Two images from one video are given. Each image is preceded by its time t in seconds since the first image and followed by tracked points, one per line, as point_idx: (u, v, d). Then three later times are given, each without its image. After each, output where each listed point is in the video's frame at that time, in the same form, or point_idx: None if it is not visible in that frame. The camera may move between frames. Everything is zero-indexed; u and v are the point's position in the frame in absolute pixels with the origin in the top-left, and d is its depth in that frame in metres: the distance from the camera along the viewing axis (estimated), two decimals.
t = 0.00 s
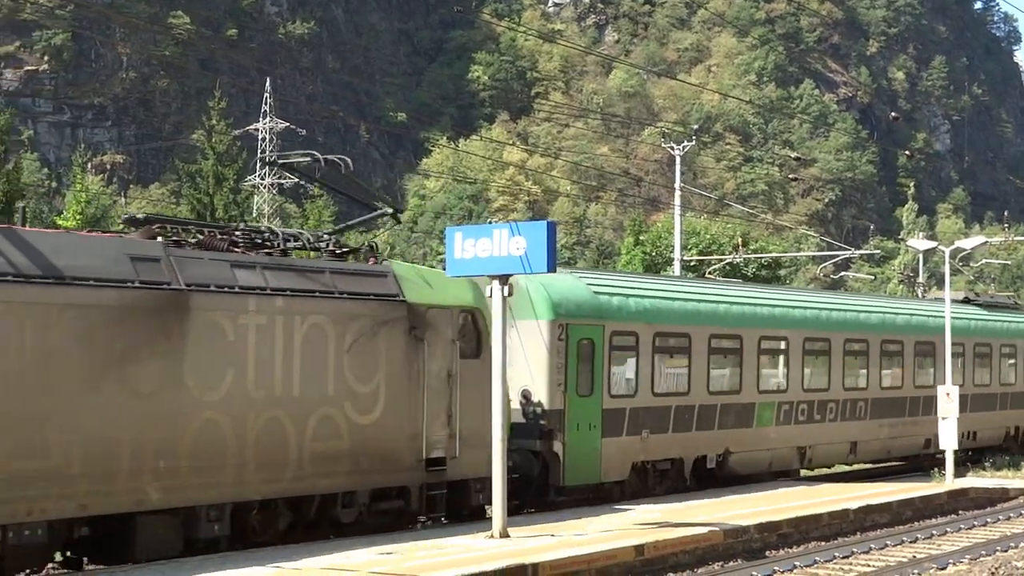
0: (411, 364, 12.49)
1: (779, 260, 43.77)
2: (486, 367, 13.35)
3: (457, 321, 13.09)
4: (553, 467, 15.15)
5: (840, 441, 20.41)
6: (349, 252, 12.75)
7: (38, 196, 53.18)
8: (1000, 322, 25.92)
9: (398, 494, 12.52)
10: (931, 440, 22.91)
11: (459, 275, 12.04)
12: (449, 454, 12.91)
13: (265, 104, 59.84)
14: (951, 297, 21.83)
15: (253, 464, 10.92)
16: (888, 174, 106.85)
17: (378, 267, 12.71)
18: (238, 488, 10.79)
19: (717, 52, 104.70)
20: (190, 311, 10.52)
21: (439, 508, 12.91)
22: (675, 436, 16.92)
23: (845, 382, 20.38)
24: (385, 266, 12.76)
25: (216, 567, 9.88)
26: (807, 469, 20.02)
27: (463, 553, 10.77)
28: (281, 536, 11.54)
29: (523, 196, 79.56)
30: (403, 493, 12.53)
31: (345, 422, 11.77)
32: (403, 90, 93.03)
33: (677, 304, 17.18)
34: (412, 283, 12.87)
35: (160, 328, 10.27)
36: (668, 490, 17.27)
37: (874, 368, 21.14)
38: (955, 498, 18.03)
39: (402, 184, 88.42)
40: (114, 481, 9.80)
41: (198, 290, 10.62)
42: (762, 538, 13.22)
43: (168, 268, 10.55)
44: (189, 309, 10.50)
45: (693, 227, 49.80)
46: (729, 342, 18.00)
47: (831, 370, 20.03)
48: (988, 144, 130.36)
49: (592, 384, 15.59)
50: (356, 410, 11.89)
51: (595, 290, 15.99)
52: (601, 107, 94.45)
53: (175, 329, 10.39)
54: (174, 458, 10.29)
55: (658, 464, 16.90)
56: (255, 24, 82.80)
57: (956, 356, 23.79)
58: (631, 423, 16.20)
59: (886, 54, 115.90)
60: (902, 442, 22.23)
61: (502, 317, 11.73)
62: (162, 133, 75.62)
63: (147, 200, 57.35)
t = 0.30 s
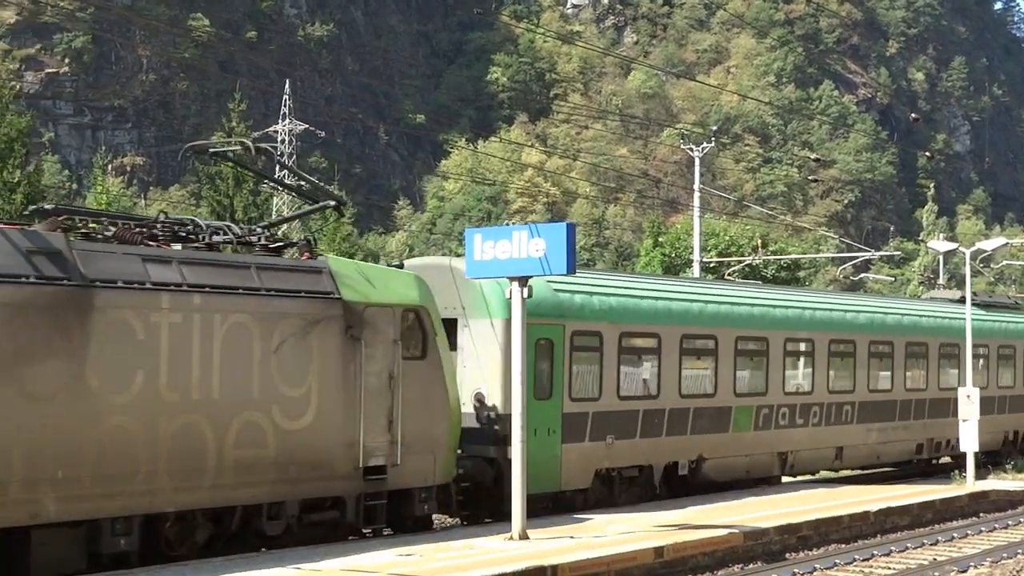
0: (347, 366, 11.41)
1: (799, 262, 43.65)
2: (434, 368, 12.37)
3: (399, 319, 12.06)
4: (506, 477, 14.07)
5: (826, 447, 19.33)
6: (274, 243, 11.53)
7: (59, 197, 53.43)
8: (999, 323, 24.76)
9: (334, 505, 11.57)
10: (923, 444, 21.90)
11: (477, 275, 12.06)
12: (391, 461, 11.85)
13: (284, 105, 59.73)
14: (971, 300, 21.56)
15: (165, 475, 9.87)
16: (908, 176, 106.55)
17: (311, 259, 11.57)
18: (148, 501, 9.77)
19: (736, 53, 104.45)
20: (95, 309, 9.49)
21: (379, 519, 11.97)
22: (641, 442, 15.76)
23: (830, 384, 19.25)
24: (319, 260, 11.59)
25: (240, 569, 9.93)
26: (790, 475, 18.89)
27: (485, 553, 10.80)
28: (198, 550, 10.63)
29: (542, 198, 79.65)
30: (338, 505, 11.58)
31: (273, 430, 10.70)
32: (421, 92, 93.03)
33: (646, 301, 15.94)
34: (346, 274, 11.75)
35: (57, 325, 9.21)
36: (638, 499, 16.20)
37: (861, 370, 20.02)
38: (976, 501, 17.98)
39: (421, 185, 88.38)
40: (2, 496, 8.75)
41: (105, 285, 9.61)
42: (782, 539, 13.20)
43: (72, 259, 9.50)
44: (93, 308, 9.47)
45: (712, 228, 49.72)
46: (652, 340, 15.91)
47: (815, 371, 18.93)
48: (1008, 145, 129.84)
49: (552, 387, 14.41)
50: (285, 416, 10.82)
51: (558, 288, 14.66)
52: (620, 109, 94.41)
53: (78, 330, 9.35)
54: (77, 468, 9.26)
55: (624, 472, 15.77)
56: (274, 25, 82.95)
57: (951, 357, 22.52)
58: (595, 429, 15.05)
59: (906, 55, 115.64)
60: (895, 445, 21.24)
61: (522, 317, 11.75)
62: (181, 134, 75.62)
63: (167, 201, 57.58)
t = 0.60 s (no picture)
0: (281, 368, 11.03)
1: (818, 264, 43.57)
2: (381, 372, 11.96)
3: (343, 320, 11.65)
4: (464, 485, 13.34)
5: (814, 452, 18.54)
6: (210, 238, 11.22)
7: (81, 199, 53.54)
8: (1004, 324, 23.64)
9: (269, 515, 11.14)
10: (918, 450, 21.03)
11: (498, 278, 12.06)
12: (333, 469, 11.47)
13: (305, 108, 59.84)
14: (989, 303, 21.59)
15: (78, 483, 9.52)
16: (928, 177, 106.26)
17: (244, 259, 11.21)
18: (59, 507, 9.40)
19: (756, 55, 104.25)
20: None
21: (323, 529, 11.50)
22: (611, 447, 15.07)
23: (817, 386, 18.45)
24: (254, 257, 11.25)
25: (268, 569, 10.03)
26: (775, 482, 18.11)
27: (504, 556, 10.80)
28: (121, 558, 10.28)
29: (561, 200, 79.85)
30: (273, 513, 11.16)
31: (198, 433, 10.35)
32: (441, 94, 93.04)
33: (619, 300, 15.28)
34: (281, 272, 11.37)
35: None
36: (607, 506, 15.53)
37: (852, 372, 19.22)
38: (998, 504, 17.91)
39: (440, 187, 88.49)
40: None
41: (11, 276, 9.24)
42: (802, 542, 13.15)
43: None
44: None
45: (732, 230, 49.71)
46: (682, 342, 16.09)
47: (800, 373, 18.12)
48: None
49: (512, 392, 13.78)
50: (211, 419, 10.46)
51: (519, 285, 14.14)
52: (639, 111, 94.61)
53: None
54: None
55: (593, 479, 15.08)
56: (294, 28, 83.07)
57: (945, 360, 21.54)
58: (561, 433, 14.41)
59: (927, 56, 115.44)
60: (884, 453, 20.31)
61: (541, 320, 11.75)
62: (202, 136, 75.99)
63: (188, 203, 57.66)
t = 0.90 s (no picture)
0: (192, 371, 11.22)
1: (838, 265, 43.53)
2: (308, 374, 12.23)
3: (264, 322, 11.90)
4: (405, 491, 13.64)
5: (791, 457, 18.73)
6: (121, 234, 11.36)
7: (104, 204, 53.63)
8: (999, 324, 23.61)
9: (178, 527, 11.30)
10: (906, 456, 21.17)
11: (516, 279, 12.08)
12: (249, 476, 11.66)
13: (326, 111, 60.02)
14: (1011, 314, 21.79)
15: None
16: (948, 180, 105.89)
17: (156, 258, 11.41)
18: None
19: (775, 58, 104.03)
20: None
21: (242, 539, 11.74)
22: (578, 455, 15.27)
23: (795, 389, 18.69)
24: (164, 253, 11.45)
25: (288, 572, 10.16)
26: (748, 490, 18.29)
27: (522, 558, 10.88)
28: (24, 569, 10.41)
29: (581, 203, 80.24)
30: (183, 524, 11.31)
31: (96, 440, 10.47)
32: (460, 97, 93.23)
33: (582, 299, 15.34)
34: (194, 272, 11.54)
35: None
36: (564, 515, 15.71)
37: (832, 374, 19.42)
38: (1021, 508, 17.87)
39: (460, 191, 88.76)
40: None
41: None
42: (823, 545, 13.15)
43: None
44: None
45: (751, 233, 49.72)
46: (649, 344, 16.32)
47: (776, 375, 18.32)
48: None
49: (455, 392, 14.15)
50: (110, 424, 10.58)
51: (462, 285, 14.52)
52: (658, 114, 94.53)
53: None
54: None
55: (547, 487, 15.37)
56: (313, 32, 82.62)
57: (935, 363, 21.74)
58: (510, 440, 14.77)
59: (947, 59, 115.14)
60: (867, 459, 20.41)
61: (561, 328, 11.77)
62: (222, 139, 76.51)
63: (212, 206, 57.84)
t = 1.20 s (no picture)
0: (102, 374, 9.76)
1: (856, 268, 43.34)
2: (234, 377, 10.73)
3: (181, 318, 10.40)
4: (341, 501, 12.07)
5: (767, 462, 17.06)
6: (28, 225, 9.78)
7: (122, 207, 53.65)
8: (996, 326, 21.85)
9: (86, 543, 9.79)
10: (891, 462, 19.43)
11: (535, 282, 12.06)
12: (167, 486, 10.20)
13: (341, 113, 59.98)
14: None
15: None
16: (967, 182, 105.42)
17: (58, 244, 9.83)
18: None
19: (793, 61, 103.78)
20: None
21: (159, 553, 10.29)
22: (527, 462, 13.86)
23: (773, 392, 16.99)
24: (70, 241, 9.88)
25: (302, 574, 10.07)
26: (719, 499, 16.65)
27: (540, 561, 10.82)
28: None
29: (597, 205, 80.36)
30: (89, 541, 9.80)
31: None
32: (478, 99, 93.35)
33: (538, 298, 14.12)
34: (104, 263, 9.98)
35: None
36: (521, 525, 14.11)
37: (814, 378, 17.71)
38: None
39: (478, 193, 88.78)
40: None
41: None
42: (840, 548, 13.11)
43: None
44: None
45: (768, 235, 49.56)
46: (682, 348, 15.67)
47: (753, 377, 16.67)
48: None
49: (398, 397, 12.51)
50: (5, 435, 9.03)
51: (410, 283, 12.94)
52: (676, 116, 94.34)
53: None
54: None
55: (501, 496, 13.75)
56: (331, 35, 82.85)
57: (926, 364, 19.95)
58: (458, 448, 13.10)
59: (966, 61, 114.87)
60: (856, 464, 18.76)
61: (579, 328, 11.77)
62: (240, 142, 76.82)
63: (228, 210, 57.93)
